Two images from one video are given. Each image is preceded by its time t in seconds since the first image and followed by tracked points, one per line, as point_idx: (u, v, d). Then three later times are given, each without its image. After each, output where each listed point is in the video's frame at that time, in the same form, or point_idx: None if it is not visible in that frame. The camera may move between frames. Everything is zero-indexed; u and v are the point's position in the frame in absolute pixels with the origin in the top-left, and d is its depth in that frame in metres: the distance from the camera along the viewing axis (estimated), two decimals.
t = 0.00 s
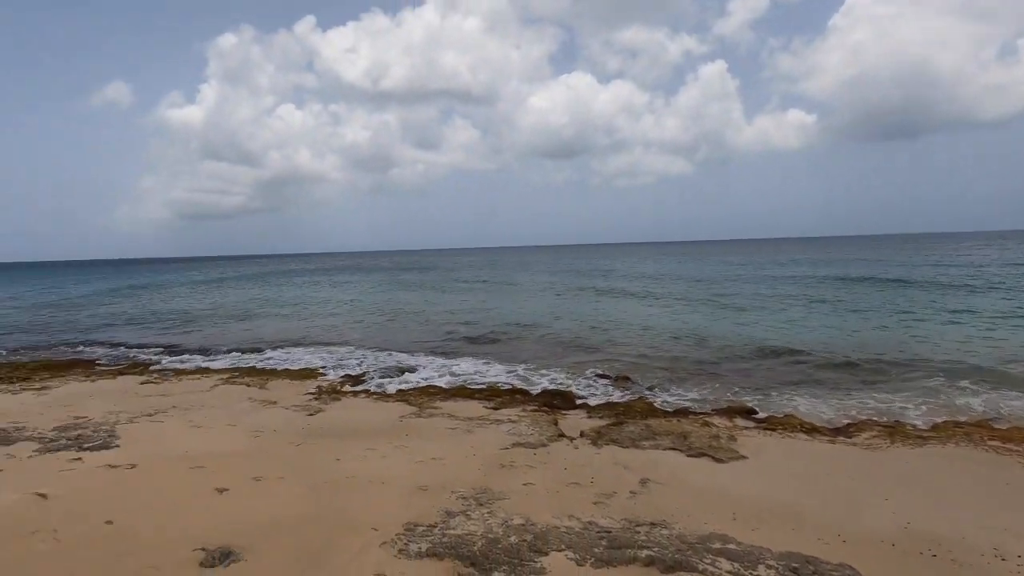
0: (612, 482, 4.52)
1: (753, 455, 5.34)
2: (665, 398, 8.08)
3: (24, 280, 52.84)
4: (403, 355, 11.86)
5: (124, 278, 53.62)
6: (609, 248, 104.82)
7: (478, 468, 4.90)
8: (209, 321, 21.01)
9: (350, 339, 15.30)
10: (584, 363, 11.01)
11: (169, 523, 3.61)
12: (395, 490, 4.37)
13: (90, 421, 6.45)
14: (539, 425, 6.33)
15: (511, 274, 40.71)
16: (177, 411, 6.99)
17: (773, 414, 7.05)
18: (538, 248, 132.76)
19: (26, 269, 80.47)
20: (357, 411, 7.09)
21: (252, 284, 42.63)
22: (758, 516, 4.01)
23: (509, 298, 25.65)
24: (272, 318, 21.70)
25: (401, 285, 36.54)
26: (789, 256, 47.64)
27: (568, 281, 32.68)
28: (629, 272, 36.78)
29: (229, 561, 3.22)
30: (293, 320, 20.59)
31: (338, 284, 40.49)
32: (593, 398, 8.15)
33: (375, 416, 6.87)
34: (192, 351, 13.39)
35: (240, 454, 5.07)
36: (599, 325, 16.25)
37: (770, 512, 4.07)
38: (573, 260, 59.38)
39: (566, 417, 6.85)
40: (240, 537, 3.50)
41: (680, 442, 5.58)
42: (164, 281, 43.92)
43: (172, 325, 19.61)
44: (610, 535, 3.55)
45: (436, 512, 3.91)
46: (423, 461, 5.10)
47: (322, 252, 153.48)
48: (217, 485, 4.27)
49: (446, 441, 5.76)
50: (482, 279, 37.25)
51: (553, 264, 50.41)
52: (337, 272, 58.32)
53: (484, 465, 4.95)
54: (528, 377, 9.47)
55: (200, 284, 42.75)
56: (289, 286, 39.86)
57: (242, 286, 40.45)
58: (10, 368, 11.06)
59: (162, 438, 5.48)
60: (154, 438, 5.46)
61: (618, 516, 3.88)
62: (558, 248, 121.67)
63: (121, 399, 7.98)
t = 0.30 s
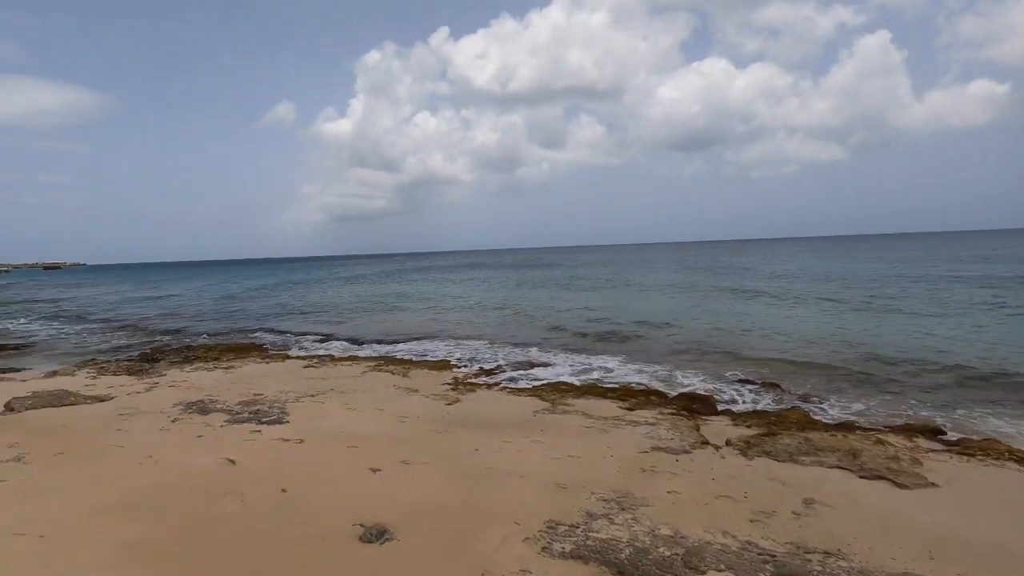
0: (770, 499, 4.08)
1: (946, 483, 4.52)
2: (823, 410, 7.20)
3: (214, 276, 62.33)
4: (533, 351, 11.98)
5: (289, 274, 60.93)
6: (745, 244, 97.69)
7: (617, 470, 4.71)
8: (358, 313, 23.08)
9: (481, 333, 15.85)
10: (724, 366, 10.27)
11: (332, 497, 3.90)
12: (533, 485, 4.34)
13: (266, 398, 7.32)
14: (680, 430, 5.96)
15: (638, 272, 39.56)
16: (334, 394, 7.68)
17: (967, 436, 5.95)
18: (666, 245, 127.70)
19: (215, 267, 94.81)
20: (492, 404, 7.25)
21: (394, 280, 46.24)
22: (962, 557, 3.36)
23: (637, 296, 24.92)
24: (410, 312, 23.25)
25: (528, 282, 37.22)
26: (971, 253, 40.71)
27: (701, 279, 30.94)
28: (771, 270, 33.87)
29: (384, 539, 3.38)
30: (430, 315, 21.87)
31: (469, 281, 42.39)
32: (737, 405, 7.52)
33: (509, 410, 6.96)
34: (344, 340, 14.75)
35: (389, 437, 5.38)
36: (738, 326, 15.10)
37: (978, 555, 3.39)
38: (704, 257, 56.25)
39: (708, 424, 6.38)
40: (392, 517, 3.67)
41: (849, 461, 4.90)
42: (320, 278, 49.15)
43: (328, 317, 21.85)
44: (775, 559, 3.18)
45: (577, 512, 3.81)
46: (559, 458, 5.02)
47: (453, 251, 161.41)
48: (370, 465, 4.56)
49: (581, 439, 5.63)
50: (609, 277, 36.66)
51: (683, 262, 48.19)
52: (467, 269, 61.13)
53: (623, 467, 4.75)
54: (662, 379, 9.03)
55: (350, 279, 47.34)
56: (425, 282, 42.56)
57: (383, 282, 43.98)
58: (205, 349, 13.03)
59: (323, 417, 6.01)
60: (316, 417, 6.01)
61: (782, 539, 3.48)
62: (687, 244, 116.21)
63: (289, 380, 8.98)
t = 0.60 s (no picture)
0: (938, 535, 3.48)
1: None
2: (994, 430, 6.13)
3: (336, 271, 67.56)
4: (642, 349, 11.54)
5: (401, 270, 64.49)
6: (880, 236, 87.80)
7: (744, 485, 4.29)
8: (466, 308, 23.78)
9: (587, 330, 15.59)
10: (861, 373, 9.16)
11: (446, 491, 3.91)
12: (650, 495, 4.07)
13: (382, 388, 7.69)
14: (815, 444, 5.34)
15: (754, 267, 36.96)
16: (444, 386, 7.87)
17: None
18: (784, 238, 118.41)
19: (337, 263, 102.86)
20: (601, 404, 7.02)
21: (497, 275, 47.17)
22: None
23: (753, 293, 23.23)
24: (514, 307, 23.53)
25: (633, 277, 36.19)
26: None
27: (828, 274, 28.17)
28: (914, 265, 30.00)
29: (498, 540, 3.30)
30: (534, 310, 21.97)
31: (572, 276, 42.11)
32: (882, 417, 6.64)
33: (620, 411, 6.69)
34: (452, 334, 15.21)
35: (500, 433, 5.35)
36: (877, 327, 13.49)
37: None
38: (830, 251, 51.27)
39: (849, 438, 5.67)
40: (505, 517, 3.60)
41: None
42: (428, 273, 51.44)
43: (438, 310, 22.76)
44: None
45: (702, 530, 3.50)
46: (677, 466, 4.69)
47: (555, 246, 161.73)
48: (481, 461, 4.54)
49: (701, 447, 5.24)
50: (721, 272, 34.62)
51: (805, 256, 44.27)
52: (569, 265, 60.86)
53: (752, 483, 4.32)
54: (789, 384, 8.23)
55: (457, 274, 49.09)
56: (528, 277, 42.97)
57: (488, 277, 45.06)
58: (329, 338, 14.07)
59: (435, 409, 6.15)
60: (429, 409, 6.16)
61: None
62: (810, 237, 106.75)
63: (403, 371, 9.38)
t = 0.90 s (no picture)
0: None
1: None
2: None
3: (413, 269, 69.73)
4: (726, 352, 10.92)
5: (475, 268, 65.52)
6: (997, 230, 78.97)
7: (853, 504, 3.87)
8: (539, 305, 23.70)
9: (665, 330, 15.02)
10: (985, 382, 8.14)
11: (525, 495, 3.80)
12: (745, 510, 3.76)
13: (459, 385, 7.72)
14: (937, 463, 4.73)
15: (849, 264, 34.27)
16: (520, 384, 7.78)
17: None
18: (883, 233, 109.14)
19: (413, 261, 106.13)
20: (684, 408, 6.65)
21: (571, 273, 46.82)
22: None
23: (850, 292, 21.48)
24: (588, 305, 23.14)
25: (713, 275, 34.65)
26: None
27: (937, 273, 25.55)
28: None
29: (582, 550, 3.14)
30: (609, 308, 21.51)
31: (648, 274, 40.97)
32: (1017, 434, 5.80)
33: (705, 416, 6.30)
34: (526, 332, 15.13)
35: (579, 435, 5.18)
36: (1002, 332, 11.99)
37: None
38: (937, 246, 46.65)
39: (978, 457, 4.98)
40: (588, 526, 3.43)
41: None
42: (502, 271, 51.93)
43: (511, 308, 22.87)
44: None
45: (809, 554, 3.17)
46: (774, 479, 4.31)
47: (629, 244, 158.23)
48: (561, 464, 4.39)
49: (801, 459, 4.80)
50: (811, 270, 32.39)
51: (909, 253, 40.55)
52: (644, 262, 59.29)
53: (863, 503, 3.88)
54: (900, 393, 7.42)
55: (530, 272, 49.23)
56: (602, 275, 42.30)
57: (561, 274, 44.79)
58: (407, 334, 14.43)
59: (512, 409, 6.06)
60: (506, 408, 6.08)
61: None
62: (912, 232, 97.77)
63: (478, 368, 9.40)
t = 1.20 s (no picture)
0: None
1: None
2: None
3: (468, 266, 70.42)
4: (800, 351, 10.22)
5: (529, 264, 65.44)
6: None
7: (971, 526, 3.40)
8: (595, 301, 23.25)
9: (730, 328, 14.31)
10: None
11: (593, 501, 3.56)
12: (842, 527, 3.37)
13: (518, 381, 7.53)
14: None
15: (935, 258, 31.69)
16: (581, 382, 7.52)
17: None
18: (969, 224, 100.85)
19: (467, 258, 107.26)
20: (760, 411, 6.19)
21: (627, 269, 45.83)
22: None
23: (937, 288, 19.79)
24: (647, 301, 22.47)
25: (780, 270, 32.94)
26: None
27: None
28: None
29: (661, 566, 2.88)
30: (669, 305, 20.79)
31: (709, 269, 39.49)
32: None
33: (783, 420, 5.83)
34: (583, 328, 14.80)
35: (647, 437, 4.88)
36: None
37: None
38: None
39: None
40: (666, 540, 3.15)
41: None
42: (556, 268, 51.54)
43: (566, 304, 22.55)
44: None
45: None
46: (872, 493, 3.88)
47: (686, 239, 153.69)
48: (630, 469, 4.12)
49: (900, 471, 4.31)
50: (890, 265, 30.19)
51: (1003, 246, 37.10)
52: (704, 257, 57.30)
53: (984, 525, 3.40)
54: (1008, 399, 6.64)
55: (585, 268, 48.60)
56: (660, 271, 41.13)
57: (616, 270, 43.93)
58: (463, 330, 14.41)
59: (573, 408, 5.81)
60: (568, 407, 5.85)
61: None
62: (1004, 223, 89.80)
63: (536, 364, 9.20)
